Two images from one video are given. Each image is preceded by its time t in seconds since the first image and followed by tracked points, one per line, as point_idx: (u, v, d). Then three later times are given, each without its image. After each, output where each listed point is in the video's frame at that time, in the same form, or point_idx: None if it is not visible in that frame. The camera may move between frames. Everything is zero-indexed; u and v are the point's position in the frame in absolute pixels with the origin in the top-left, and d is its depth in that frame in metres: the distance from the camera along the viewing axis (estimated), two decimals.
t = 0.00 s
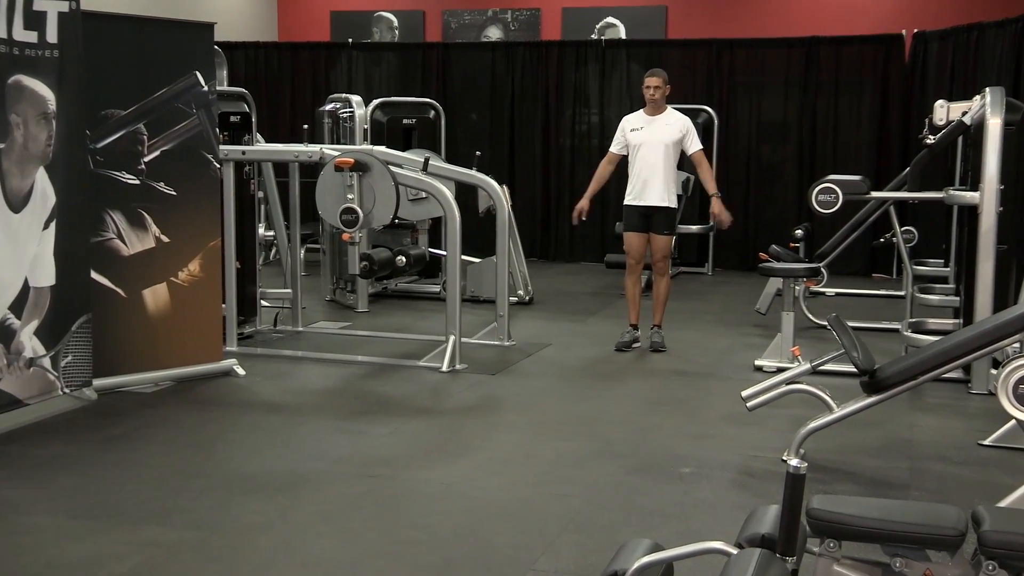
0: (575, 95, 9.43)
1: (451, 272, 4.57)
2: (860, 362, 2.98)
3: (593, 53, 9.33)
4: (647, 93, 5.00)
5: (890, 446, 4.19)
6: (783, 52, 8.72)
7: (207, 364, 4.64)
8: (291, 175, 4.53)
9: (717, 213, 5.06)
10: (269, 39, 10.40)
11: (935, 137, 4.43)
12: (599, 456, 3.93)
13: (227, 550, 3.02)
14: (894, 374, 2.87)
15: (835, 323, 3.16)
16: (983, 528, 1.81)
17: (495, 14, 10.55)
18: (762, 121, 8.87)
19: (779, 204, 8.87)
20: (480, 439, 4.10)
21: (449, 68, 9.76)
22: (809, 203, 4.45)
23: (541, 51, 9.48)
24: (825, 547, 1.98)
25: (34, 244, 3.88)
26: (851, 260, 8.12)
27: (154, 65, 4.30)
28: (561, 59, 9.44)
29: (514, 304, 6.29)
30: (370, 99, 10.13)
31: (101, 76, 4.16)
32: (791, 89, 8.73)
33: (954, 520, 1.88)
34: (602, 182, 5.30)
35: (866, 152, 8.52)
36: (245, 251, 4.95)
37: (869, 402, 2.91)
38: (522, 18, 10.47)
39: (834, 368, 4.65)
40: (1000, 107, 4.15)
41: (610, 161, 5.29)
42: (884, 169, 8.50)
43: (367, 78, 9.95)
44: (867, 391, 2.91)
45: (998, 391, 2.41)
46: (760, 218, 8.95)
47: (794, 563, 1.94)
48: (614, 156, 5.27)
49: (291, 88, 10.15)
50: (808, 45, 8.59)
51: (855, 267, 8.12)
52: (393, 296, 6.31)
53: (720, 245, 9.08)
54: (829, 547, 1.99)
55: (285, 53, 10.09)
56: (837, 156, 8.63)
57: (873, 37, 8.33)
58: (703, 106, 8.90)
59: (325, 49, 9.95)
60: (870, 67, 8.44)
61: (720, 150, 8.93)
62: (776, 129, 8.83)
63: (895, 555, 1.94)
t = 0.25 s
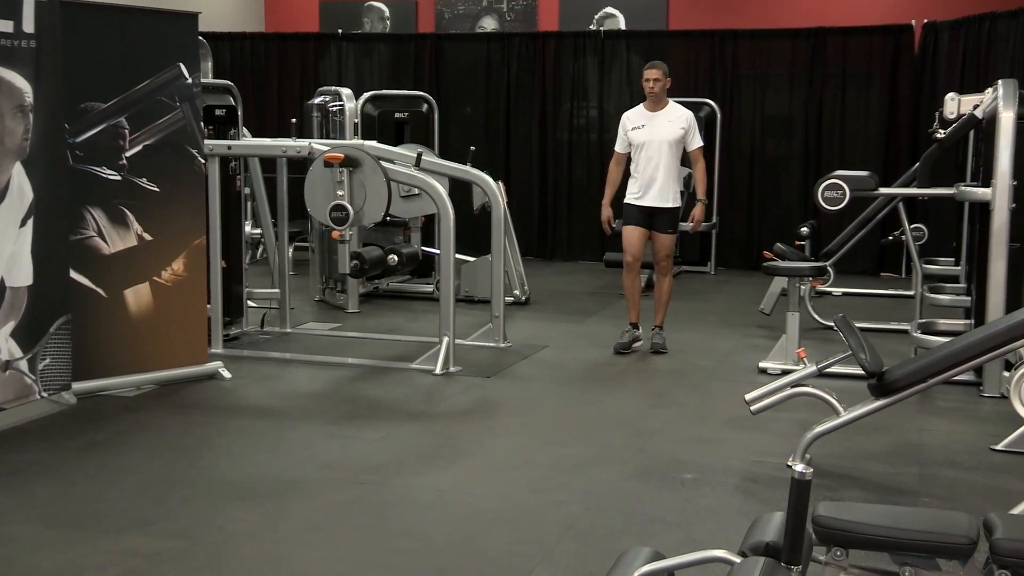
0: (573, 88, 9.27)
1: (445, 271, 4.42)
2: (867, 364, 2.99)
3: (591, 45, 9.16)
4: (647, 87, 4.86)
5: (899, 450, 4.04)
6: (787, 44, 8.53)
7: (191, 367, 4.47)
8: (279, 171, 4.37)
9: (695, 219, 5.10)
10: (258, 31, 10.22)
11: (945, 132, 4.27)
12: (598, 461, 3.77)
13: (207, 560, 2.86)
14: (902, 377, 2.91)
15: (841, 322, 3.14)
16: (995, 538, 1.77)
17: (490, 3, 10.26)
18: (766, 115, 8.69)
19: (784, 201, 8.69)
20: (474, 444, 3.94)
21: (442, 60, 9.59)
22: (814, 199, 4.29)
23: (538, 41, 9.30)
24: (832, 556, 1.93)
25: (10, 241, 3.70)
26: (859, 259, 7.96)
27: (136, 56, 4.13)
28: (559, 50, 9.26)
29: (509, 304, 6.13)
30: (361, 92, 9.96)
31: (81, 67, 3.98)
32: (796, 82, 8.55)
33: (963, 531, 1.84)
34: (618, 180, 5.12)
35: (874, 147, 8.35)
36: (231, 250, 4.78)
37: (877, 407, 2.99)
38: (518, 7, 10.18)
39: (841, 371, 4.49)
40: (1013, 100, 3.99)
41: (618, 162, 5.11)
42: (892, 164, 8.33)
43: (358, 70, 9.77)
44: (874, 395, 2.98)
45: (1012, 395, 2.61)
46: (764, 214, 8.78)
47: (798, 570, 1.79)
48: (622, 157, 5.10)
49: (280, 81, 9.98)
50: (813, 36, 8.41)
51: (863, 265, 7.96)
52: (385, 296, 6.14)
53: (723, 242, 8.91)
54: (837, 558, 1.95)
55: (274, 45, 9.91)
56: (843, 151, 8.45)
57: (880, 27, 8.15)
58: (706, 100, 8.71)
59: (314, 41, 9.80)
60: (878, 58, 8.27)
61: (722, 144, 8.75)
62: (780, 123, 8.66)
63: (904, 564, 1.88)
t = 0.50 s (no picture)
0: (565, 82, 9.11)
1: (433, 271, 4.28)
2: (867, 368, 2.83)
3: (584, 38, 9.00)
4: (636, 84, 4.72)
5: (902, 455, 3.91)
6: (786, 38, 8.40)
7: (170, 370, 4.33)
8: (261, 167, 4.23)
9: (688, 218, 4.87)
10: (240, 23, 10.00)
11: (948, 127, 4.17)
12: (591, 467, 3.64)
13: (181, 570, 2.72)
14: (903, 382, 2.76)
15: (838, 322, 2.98)
16: (999, 545, 1.68)
17: None
18: (763, 111, 8.55)
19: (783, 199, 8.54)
20: (463, 450, 3.80)
21: (431, 53, 9.41)
22: (813, 196, 4.18)
23: (530, 34, 9.14)
24: (830, 565, 1.83)
25: None
26: (858, 258, 7.86)
27: (113, 49, 3.98)
28: (550, 44, 9.10)
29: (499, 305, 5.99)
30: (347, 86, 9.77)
31: (55, 59, 3.83)
32: (795, 77, 8.41)
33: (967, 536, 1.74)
34: (606, 178, 4.97)
35: (875, 143, 8.19)
36: (211, 249, 4.64)
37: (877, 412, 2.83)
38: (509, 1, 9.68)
39: (839, 373, 4.38)
40: (1017, 94, 3.88)
41: (607, 159, 4.97)
42: (894, 160, 8.18)
43: (343, 63, 9.58)
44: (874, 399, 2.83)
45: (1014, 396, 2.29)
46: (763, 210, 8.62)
47: None
48: (611, 155, 4.96)
49: (262, 74, 9.77)
50: (813, 29, 8.28)
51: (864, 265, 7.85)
52: (372, 297, 5.99)
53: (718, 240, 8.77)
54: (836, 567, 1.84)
55: (256, 37, 9.70)
56: (843, 148, 8.30)
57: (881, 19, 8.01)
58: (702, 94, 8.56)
59: (298, 31, 9.60)
60: (879, 50, 8.12)
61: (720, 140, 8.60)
62: (779, 119, 8.51)
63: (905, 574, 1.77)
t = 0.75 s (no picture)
0: (546, 80, 8.77)
1: (408, 274, 4.12)
2: (858, 374, 2.68)
3: (566, 33, 8.65)
4: (607, 79, 4.56)
5: (894, 463, 3.78)
6: (774, 32, 8.11)
7: (135, 378, 4.15)
8: (230, 167, 4.07)
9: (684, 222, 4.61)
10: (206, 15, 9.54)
11: (941, 125, 4.04)
12: (573, 478, 3.49)
13: None
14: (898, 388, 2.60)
15: (826, 327, 2.81)
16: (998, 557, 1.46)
17: None
18: (751, 108, 8.27)
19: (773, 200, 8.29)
20: (440, 460, 3.64)
21: (407, 48, 9.00)
22: (802, 197, 4.05)
23: (509, 29, 8.75)
24: None
25: None
26: (847, 262, 7.73)
27: (73, 42, 3.77)
28: (531, 38, 8.74)
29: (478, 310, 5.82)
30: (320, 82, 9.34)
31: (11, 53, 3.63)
32: (784, 72, 8.14)
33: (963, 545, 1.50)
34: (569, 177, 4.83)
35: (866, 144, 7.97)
36: (178, 252, 4.46)
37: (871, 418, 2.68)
38: None
39: (829, 379, 4.24)
40: (1011, 91, 3.75)
41: (573, 157, 4.81)
42: (886, 158, 7.92)
43: (315, 57, 9.14)
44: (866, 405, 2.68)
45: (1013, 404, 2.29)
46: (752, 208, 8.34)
47: None
48: (576, 154, 4.79)
49: (230, 69, 9.32)
50: (801, 24, 8.00)
51: (853, 269, 7.72)
52: (346, 303, 5.80)
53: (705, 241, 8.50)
54: None
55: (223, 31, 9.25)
56: (834, 151, 8.06)
57: (873, 14, 7.79)
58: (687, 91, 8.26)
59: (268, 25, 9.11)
60: (869, 45, 7.87)
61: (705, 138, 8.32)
62: (766, 118, 8.24)
63: None
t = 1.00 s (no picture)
0: (525, 86, 8.58)
1: (384, 285, 3.99)
2: (845, 384, 2.38)
3: (545, 35, 8.46)
4: (580, 84, 4.37)
5: (888, 479, 3.66)
6: (761, 34, 7.91)
7: (100, 394, 3.99)
8: (200, 174, 3.93)
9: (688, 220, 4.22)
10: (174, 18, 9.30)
11: (931, 132, 3.94)
12: (556, 495, 3.35)
13: None
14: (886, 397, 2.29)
15: (813, 336, 2.56)
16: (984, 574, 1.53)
17: None
18: (736, 112, 8.08)
19: (759, 206, 8.08)
20: (417, 477, 3.50)
21: (382, 50, 8.80)
22: (789, 206, 3.95)
23: (486, 32, 8.57)
24: None
25: None
26: (836, 270, 7.56)
27: (35, 44, 3.62)
28: (510, 41, 8.54)
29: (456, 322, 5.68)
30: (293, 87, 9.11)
31: None
32: (771, 75, 7.93)
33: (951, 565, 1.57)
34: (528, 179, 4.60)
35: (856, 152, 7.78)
36: (145, 263, 4.30)
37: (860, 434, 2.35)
38: None
39: (817, 393, 4.12)
40: (1002, 97, 3.65)
41: (535, 159, 4.61)
42: (873, 164, 7.73)
43: (287, 58, 8.90)
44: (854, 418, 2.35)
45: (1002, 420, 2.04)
46: (738, 216, 8.16)
47: None
48: (540, 156, 4.60)
49: (201, 72, 9.08)
50: (788, 26, 7.79)
51: (842, 276, 7.55)
52: (320, 316, 5.64)
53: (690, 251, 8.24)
54: None
55: (193, 34, 9.03)
56: (822, 155, 7.85)
57: (861, 18, 7.57)
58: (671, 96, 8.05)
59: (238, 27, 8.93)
60: (857, 49, 7.68)
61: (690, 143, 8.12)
62: (755, 122, 8.04)
63: None
